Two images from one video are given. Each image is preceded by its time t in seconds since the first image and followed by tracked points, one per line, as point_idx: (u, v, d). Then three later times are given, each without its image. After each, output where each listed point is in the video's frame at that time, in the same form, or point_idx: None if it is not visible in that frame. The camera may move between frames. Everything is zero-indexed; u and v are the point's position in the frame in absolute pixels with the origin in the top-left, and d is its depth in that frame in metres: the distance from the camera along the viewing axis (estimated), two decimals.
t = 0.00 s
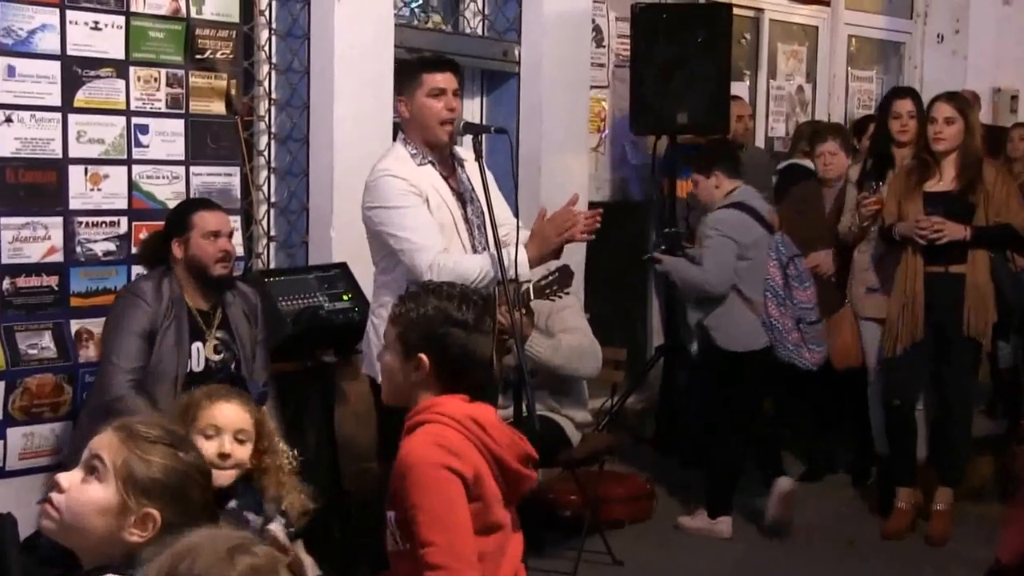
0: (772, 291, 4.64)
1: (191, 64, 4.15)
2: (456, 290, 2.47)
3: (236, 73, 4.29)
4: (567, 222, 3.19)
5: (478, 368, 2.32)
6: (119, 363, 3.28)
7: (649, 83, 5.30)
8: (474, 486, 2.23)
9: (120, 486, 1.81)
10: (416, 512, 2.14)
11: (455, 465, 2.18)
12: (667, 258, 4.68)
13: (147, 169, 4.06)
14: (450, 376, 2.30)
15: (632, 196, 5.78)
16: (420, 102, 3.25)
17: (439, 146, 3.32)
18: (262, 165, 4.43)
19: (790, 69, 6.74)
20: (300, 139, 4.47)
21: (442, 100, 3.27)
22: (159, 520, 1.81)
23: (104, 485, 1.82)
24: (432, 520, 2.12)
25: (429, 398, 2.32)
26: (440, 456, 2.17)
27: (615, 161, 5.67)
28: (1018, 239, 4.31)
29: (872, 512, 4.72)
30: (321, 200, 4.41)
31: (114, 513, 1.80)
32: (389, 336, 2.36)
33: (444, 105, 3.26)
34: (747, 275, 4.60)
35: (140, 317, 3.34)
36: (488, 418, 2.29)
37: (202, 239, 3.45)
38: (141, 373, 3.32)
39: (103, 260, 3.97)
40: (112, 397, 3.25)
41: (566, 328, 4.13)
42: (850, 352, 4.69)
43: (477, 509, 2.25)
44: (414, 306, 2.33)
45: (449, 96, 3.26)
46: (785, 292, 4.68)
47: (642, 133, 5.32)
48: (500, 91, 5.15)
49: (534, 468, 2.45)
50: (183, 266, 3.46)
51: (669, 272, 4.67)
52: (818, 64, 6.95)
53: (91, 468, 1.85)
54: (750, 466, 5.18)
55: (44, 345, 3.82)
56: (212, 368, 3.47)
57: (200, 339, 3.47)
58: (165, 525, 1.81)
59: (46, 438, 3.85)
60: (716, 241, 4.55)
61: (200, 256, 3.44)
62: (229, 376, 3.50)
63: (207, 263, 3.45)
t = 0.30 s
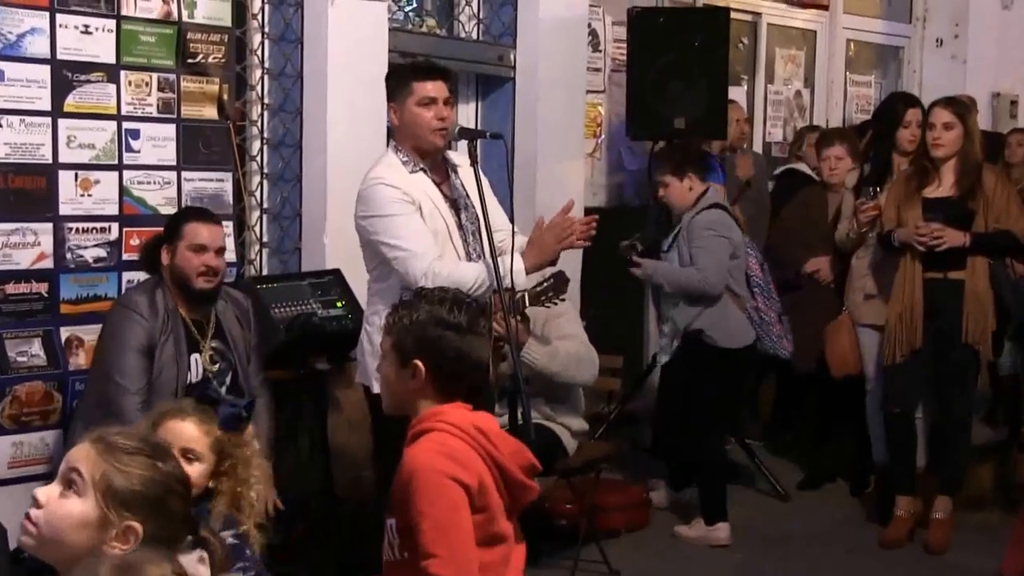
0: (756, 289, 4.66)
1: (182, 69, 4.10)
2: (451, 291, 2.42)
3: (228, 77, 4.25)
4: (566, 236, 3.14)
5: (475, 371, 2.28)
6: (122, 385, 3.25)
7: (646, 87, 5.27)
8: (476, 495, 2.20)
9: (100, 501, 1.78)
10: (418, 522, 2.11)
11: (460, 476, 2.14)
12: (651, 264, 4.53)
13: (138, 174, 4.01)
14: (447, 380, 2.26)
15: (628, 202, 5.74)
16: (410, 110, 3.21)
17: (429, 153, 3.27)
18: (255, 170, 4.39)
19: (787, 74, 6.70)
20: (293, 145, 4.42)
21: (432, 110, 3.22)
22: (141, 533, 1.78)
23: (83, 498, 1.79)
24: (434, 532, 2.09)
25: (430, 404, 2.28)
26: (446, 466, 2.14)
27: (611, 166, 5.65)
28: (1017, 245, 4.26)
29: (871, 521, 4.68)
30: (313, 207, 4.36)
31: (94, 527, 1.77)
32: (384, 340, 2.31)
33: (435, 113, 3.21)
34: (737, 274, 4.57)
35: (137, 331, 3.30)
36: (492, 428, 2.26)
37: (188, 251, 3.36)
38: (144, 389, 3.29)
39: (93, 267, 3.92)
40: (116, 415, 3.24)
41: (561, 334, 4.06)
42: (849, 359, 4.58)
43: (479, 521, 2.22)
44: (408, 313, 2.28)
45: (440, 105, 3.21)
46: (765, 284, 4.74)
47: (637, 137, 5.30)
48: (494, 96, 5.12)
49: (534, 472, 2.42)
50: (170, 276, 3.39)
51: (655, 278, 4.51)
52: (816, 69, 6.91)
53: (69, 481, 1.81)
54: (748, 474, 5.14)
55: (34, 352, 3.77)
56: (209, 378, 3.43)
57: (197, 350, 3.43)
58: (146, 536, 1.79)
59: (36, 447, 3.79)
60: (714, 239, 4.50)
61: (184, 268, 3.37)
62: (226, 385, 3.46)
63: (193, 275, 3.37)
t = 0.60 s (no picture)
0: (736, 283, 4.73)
1: (177, 72, 4.08)
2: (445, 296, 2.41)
3: (224, 80, 4.23)
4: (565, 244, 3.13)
5: (470, 374, 2.26)
6: (108, 386, 3.21)
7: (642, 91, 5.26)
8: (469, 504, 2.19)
9: (66, 516, 1.75)
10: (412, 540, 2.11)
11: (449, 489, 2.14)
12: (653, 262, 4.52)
13: (133, 178, 3.99)
14: (444, 385, 2.24)
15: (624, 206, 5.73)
16: (415, 111, 3.19)
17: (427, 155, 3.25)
18: (250, 174, 4.36)
19: (784, 77, 6.69)
20: (289, 148, 4.40)
21: (438, 110, 3.22)
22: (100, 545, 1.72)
23: (51, 509, 1.77)
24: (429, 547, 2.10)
25: (427, 408, 2.26)
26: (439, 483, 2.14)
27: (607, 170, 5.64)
28: (1014, 249, 4.24)
29: (868, 527, 4.66)
30: (308, 211, 4.35)
31: (56, 539, 1.76)
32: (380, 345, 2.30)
33: (437, 116, 3.20)
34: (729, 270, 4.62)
35: (129, 334, 3.26)
36: (484, 437, 2.24)
37: (182, 257, 3.32)
38: (131, 393, 3.25)
39: (87, 271, 3.90)
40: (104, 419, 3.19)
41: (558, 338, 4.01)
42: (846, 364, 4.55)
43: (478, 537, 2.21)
44: (402, 317, 2.28)
45: (445, 105, 3.21)
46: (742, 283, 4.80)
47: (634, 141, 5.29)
48: (490, 99, 5.10)
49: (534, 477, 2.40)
50: (165, 280, 3.35)
51: (660, 276, 4.49)
52: (813, 72, 6.90)
53: (40, 491, 1.79)
54: (745, 479, 5.13)
55: (28, 357, 3.74)
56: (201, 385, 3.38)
57: (189, 356, 3.38)
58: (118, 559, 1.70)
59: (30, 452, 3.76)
60: (715, 235, 4.54)
61: (178, 273, 3.33)
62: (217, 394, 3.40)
63: (187, 282, 3.33)
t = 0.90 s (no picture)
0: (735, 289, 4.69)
1: (172, 74, 4.07)
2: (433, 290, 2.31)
3: (218, 82, 4.22)
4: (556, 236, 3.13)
5: (463, 374, 2.17)
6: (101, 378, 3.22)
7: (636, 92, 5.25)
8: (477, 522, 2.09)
9: (49, 510, 1.55)
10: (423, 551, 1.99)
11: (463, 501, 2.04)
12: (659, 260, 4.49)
13: (128, 180, 3.98)
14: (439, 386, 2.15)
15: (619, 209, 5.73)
16: (402, 114, 3.19)
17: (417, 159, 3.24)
18: (245, 176, 4.35)
19: (780, 79, 6.69)
20: (283, 150, 4.39)
21: (423, 112, 3.21)
22: (90, 542, 1.54)
23: (34, 504, 1.56)
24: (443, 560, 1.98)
25: (423, 408, 2.17)
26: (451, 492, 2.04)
27: (602, 172, 5.64)
28: (1008, 251, 4.24)
29: (863, 529, 4.66)
30: (303, 213, 4.34)
31: (42, 535, 1.54)
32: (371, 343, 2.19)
33: (424, 117, 3.20)
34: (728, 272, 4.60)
35: (123, 331, 3.26)
36: (487, 442, 2.18)
37: (182, 259, 3.33)
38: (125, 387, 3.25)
39: (82, 273, 3.89)
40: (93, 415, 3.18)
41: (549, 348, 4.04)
42: (839, 365, 4.57)
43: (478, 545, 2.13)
44: (395, 315, 2.17)
45: (430, 107, 3.21)
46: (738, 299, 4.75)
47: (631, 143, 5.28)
48: (487, 100, 5.07)
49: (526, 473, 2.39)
50: (162, 280, 3.35)
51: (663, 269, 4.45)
52: (808, 74, 6.90)
53: (21, 487, 1.58)
54: (740, 481, 5.13)
55: (22, 359, 3.73)
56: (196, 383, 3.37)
57: (184, 353, 3.37)
58: (97, 548, 1.55)
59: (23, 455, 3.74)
60: (717, 234, 4.53)
61: (178, 275, 3.33)
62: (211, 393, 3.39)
63: (187, 284, 3.33)
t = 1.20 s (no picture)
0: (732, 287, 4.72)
1: (167, 74, 4.07)
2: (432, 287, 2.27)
3: (213, 82, 4.21)
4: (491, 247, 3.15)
5: (458, 376, 2.13)
6: (104, 394, 3.13)
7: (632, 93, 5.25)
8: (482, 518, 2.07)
9: (36, 509, 1.62)
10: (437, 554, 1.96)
11: (474, 499, 2.01)
12: (671, 224, 4.43)
13: (123, 181, 3.98)
14: (430, 386, 2.11)
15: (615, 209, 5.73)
16: (394, 119, 3.16)
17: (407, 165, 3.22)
18: (240, 177, 4.33)
19: (775, 80, 6.70)
20: (278, 151, 4.39)
21: (416, 117, 3.18)
22: (77, 541, 1.62)
23: (20, 503, 1.63)
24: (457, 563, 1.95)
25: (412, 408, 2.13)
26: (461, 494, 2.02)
27: (598, 172, 5.65)
28: (1004, 251, 4.26)
29: (858, 529, 4.66)
30: (299, 214, 4.35)
31: (29, 534, 1.62)
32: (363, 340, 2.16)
33: (419, 122, 3.18)
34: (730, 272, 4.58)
35: (121, 342, 3.17)
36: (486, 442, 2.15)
37: (186, 268, 3.27)
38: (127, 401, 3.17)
39: (77, 274, 3.88)
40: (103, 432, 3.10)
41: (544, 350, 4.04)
42: (835, 366, 4.56)
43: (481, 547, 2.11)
44: (389, 313, 2.13)
45: (423, 113, 3.17)
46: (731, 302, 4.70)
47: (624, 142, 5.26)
48: (483, 100, 5.07)
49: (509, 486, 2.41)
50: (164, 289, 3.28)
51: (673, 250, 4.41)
52: (803, 75, 6.91)
53: (8, 486, 1.65)
54: (735, 482, 5.13)
55: (17, 360, 3.72)
56: (195, 389, 3.33)
57: (182, 360, 3.32)
58: (83, 547, 1.62)
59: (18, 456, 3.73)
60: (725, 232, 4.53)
61: (183, 283, 3.27)
62: (211, 396, 3.36)
63: (191, 292, 3.28)
